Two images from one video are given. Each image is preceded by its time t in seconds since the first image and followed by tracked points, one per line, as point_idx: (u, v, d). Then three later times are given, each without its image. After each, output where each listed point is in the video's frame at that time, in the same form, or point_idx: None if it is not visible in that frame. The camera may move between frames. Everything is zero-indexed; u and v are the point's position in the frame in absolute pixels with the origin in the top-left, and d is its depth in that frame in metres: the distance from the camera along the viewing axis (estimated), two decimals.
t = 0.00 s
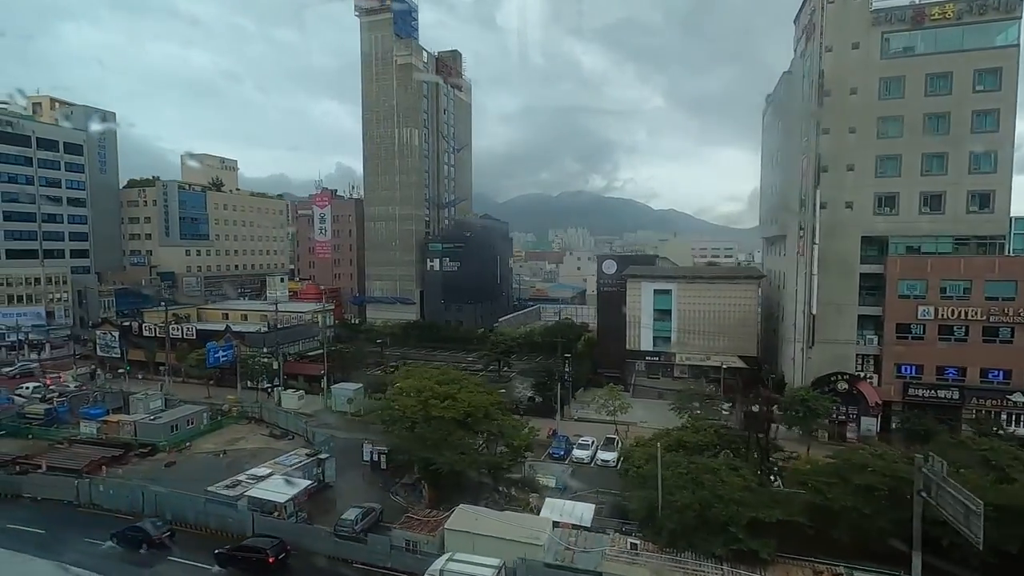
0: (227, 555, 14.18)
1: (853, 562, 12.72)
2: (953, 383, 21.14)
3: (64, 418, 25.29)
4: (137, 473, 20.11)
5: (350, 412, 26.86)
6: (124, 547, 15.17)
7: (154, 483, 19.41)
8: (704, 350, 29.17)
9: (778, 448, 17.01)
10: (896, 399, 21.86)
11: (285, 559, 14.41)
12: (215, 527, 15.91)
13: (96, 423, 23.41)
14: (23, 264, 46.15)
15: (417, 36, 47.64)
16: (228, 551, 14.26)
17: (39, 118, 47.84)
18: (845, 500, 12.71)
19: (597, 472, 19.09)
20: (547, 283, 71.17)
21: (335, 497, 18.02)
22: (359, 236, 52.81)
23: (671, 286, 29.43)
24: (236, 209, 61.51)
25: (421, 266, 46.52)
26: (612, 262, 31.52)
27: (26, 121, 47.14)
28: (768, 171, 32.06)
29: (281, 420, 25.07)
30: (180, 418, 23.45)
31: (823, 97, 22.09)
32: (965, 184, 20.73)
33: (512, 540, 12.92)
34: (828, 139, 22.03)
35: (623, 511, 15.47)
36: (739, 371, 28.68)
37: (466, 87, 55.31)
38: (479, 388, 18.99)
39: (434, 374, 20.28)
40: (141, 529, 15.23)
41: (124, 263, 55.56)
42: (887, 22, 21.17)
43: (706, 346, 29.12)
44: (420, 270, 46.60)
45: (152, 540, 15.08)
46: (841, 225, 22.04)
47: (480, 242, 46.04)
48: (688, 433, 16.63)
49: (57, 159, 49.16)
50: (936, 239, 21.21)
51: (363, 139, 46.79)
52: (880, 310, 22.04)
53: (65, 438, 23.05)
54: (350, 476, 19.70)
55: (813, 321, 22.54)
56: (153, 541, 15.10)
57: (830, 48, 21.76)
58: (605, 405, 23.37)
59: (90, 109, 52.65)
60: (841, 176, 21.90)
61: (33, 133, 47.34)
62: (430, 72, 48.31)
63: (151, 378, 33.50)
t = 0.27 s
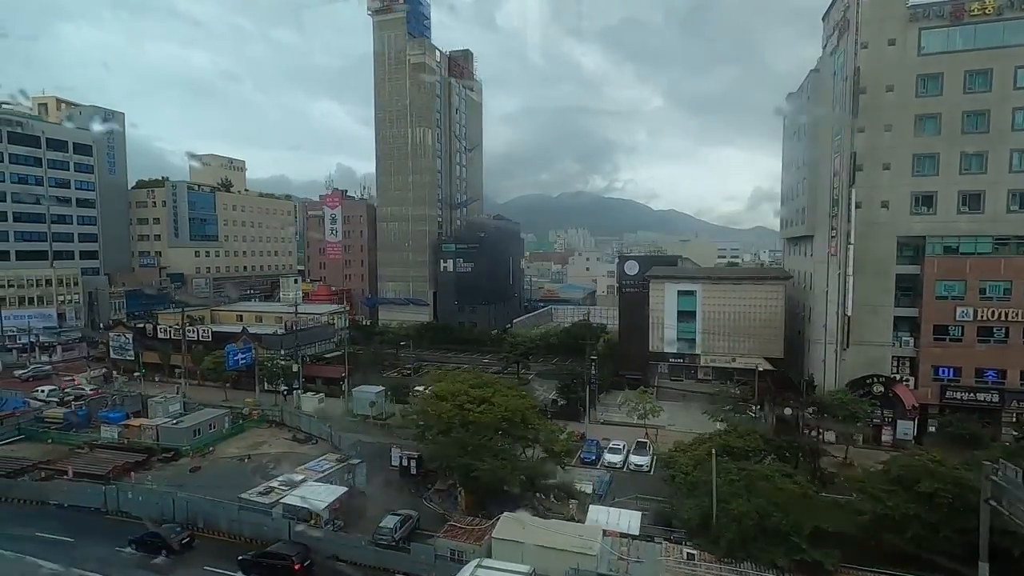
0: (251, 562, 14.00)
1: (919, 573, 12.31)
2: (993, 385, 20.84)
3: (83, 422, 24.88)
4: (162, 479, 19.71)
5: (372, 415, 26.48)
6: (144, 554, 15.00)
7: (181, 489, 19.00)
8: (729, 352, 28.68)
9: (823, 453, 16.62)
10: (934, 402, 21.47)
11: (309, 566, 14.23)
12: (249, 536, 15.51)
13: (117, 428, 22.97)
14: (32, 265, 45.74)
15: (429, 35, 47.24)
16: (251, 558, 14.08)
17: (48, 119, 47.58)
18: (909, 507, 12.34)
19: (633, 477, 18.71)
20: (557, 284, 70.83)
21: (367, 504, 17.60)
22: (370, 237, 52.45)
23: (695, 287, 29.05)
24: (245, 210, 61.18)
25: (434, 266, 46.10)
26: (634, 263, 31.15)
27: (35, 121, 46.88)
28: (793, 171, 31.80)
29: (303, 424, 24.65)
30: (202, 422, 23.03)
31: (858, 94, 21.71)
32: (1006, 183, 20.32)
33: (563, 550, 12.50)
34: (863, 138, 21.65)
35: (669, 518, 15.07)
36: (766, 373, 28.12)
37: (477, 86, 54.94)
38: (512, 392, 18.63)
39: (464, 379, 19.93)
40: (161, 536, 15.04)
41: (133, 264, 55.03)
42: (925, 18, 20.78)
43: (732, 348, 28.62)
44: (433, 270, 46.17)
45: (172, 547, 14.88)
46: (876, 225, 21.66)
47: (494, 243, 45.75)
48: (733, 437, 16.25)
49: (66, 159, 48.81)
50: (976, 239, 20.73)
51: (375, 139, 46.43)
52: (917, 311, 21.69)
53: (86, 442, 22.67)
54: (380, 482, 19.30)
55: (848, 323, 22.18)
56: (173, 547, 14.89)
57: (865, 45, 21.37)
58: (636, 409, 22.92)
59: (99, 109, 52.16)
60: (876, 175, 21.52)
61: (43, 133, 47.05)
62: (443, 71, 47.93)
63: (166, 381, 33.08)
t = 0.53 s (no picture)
0: (276, 567, 13.81)
1: None
2: None
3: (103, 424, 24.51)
4: (190, 483, 19.34)
5: (394, 417, 26.14)
6: (166, 560, 14.68)
7: (210, 494, 18.63)
8: (755, 353, 28.27)
9: (872, 459, 16.28)
10: (972, 406, 21.11)
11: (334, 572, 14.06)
12: (286, 544, 15.11)
13: (139, 431, 22.62)
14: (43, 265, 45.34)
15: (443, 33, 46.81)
16: (277, 563, 13.89)
17: (59, 117, 47.37)
18: (978, 517, 11.96)
19: (671, 483, 18.36)
20: (566, 284, 70.45)
21: (402, 509, 17.23)
22: (382, 237, 52.07)
23: (720, 287, 28.66)
24: (254, 210, 60.85)
25: (448, 266, 45.76)
26: (657, 263, 30.72)
27: (47, 120, 46.69)
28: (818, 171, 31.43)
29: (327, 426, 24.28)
30: (225, 425, 22.65)
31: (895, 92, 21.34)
32: None
33: (618, 560, 12.10)
34: (901, 136, 21.28)
35: (717, 526, 14.70)
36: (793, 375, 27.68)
37: (489, 85, 54.55)
38: (547, 395, 18.25)
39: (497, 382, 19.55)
40: (181, 540, 14.80)
41: (143, 264, 54.71)
42: (965, 14, 20.41)
43: (758, 349, 28.20)
44: (447, 270, 45.88)
45: (193, 551, 14.65)
46: (913, 225, 21.30)
47: (508, 244, 45.39)
48: (782, 445, 15.88)
49: (77, 158, 48.58)
50: (1017, 239, 20.39)
51: (389, 138, 46.05)
52: (955, 313, 21.36)
53: (108, 445, 22.27)
54: (412, 486, 18.93)
55: (885, 325, 21.82)
56: (194, 551, 14.66)
57: (903, 42, 21.01)
58: (667, 412, 22.50)
59: (110, 107, 51.77)
60: (914, 174, 21.16)
61: (54, 132, 46.90)
62: (456, 70, 47.53)
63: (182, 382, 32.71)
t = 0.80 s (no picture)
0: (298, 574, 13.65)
1: None
2: None
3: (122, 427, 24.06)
4: (215, 489, 18.93)
5: (416, 421, 25.72)
6: (183, 565, 14.38)
7: (237, 500, 18.21)
8: (780, 356, 27.90)
9: (921, 466, 15.90)
10: (1010, 411, 20.69)
11: None
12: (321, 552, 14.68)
13: (159, 434, 22.22)
14: (52, 266, 44.89)
15: (456, 32, 46.45)
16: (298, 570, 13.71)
17: (68, 116, 46.87)
18: None
19: (709, 489, 17.98)
20: (574, 286, 70.10)
21: (436, 516, 16.80)
22: (392, 237, 51.69)
23: (745, 289, 28.28)
24: (262, 210, 60.48)
25: (461, 267, 45.39)
26: (680, 265, 30.29)
27: (55, 118, 46.20)
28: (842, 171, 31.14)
29: (349, 430, 23.83)
30: (248, 429, 22.21)
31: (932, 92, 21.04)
32: None
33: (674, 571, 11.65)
34: (937, 136, 20.97)
35: (766, 534, 14.32)
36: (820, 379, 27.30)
37: (500, 85, 54.18)
38: (583, 400, 17.83)
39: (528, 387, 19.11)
40: (199, 545, 14.51)
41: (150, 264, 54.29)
42: (1004, 12, 20.11)
43: (783, 352, 27.83)
44: (459, 271, 45.43)
45: (210, 557, 14.31)
46: (950, 227, 21.00)
47: (521, 245, 44.97)
48: (829, 452, 15.51)
49: (85, 158, 48.12)
50: None
51: (401, 138, 45.67)
52: (993, 316, 21.01)
53: (129, 450, 21.87)
54: (443, 492, 18.52)
55: (920, 328, 21.49)
56: (211, 558, 14.31)
57: (940, 40, 20.70)
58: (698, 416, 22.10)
59: (119, 106, 51.30)
60: (951, 175, 20.86)
61: (62, 131, 46.44)
62: (469, 69, 47.15)
63: (196, 384, 32.25)
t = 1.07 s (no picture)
0: None
1: None
2: None
3: (143, 430, 23.69)
4: (245, 493, 18.54)
5: (441, 422, 25.30)
6: (203, 570, 14.21)
7: (269, 505, 17.83)
8: (808, 355, 27.50)
9: (973, 468, 15.55)
10: None
11: None
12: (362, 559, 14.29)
13: (183, 437, 21.82)
14: (62, 266, 44.47)
15: (469, 30, 46.06)
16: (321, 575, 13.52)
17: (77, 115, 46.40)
18: None
19: (751, 492, 17.59)
20: (584, 285, 69.69)
21: (474, 521, 16.40)
22: (404, 237, 51.28)
23: (772, 287, 27.86)
24: (271, 209, 60.10)
25: (475, 266, 45.00)
26: (704, 263, 29.85)
27: (65, 118, 45.75)
28: (867, 168, 30.81)
29: (373, 432, 23.36)
30: (272, 431, 21.81)
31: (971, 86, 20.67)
32: None
33: None
34: (977, 131, 20.61)
35: (819, 539, 13.94)
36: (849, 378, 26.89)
37: (511, 82, 53.79)
38: (621, 402, 17.41)
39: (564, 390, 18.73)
40: (220, 549, 14.37)
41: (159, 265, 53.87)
42: None
43: (811, 351, 27.43)
44: (473, 270, 45.08)
45: (231, 561, 14.15)
46: (989, 223, 20.68)
47: (535, 245, 44.62)
48: (882, 454, 15.14)
49: (95, 157, 47.68)
50: None
51: (414, 136, 45.26)
52: None
53: (153, 453, 21.48)
54: (478, 496, 18.13)
55: (959, 327, 21.13)
56: (232, 562, 14.16)
57: (981, 33, 20.29)
58: (731, 417, 21.68)
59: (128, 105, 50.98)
60: (991, 171, 20.52)
61: (71, 130, 45.98)
62: (482, 66, 46.76)
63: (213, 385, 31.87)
